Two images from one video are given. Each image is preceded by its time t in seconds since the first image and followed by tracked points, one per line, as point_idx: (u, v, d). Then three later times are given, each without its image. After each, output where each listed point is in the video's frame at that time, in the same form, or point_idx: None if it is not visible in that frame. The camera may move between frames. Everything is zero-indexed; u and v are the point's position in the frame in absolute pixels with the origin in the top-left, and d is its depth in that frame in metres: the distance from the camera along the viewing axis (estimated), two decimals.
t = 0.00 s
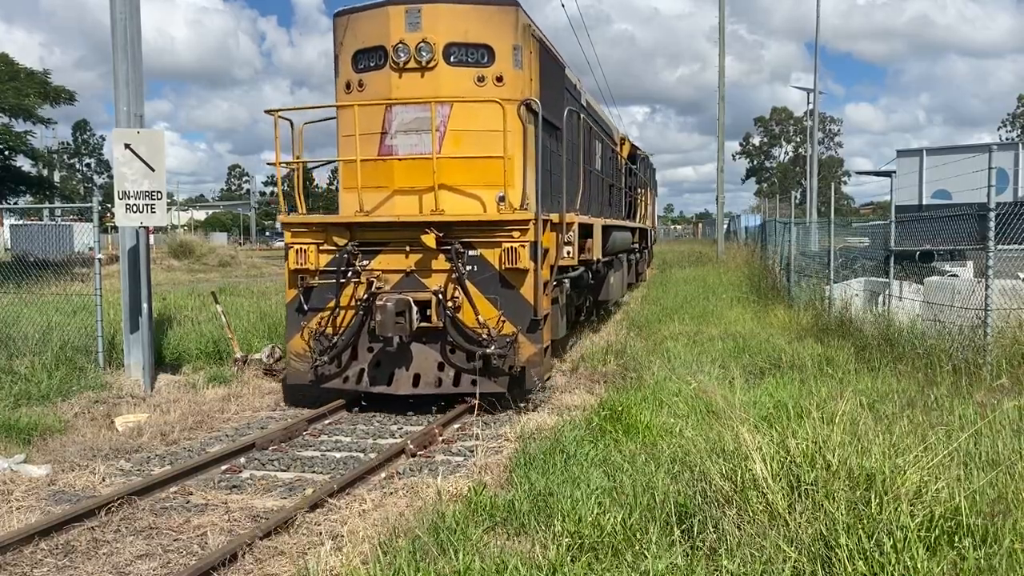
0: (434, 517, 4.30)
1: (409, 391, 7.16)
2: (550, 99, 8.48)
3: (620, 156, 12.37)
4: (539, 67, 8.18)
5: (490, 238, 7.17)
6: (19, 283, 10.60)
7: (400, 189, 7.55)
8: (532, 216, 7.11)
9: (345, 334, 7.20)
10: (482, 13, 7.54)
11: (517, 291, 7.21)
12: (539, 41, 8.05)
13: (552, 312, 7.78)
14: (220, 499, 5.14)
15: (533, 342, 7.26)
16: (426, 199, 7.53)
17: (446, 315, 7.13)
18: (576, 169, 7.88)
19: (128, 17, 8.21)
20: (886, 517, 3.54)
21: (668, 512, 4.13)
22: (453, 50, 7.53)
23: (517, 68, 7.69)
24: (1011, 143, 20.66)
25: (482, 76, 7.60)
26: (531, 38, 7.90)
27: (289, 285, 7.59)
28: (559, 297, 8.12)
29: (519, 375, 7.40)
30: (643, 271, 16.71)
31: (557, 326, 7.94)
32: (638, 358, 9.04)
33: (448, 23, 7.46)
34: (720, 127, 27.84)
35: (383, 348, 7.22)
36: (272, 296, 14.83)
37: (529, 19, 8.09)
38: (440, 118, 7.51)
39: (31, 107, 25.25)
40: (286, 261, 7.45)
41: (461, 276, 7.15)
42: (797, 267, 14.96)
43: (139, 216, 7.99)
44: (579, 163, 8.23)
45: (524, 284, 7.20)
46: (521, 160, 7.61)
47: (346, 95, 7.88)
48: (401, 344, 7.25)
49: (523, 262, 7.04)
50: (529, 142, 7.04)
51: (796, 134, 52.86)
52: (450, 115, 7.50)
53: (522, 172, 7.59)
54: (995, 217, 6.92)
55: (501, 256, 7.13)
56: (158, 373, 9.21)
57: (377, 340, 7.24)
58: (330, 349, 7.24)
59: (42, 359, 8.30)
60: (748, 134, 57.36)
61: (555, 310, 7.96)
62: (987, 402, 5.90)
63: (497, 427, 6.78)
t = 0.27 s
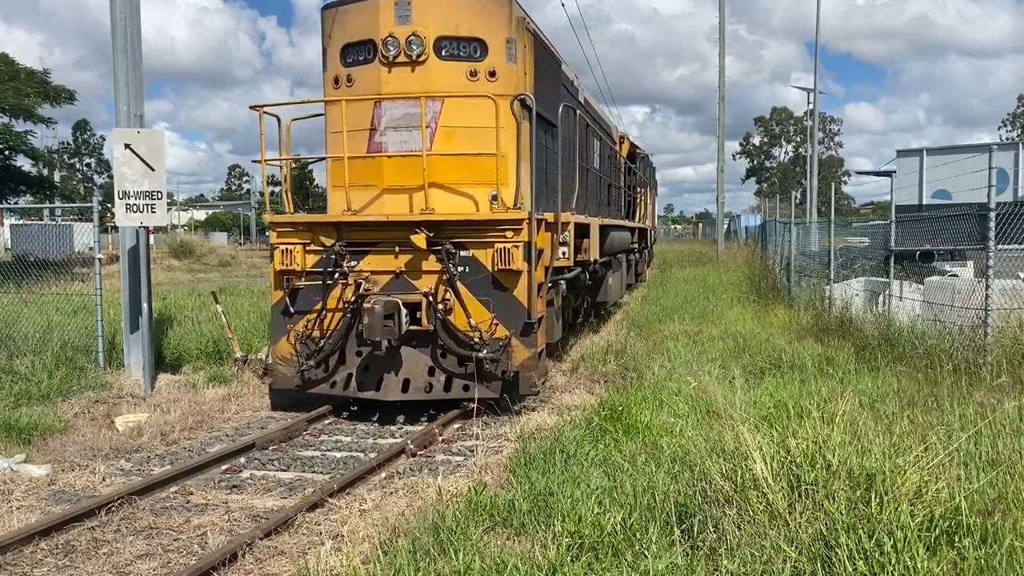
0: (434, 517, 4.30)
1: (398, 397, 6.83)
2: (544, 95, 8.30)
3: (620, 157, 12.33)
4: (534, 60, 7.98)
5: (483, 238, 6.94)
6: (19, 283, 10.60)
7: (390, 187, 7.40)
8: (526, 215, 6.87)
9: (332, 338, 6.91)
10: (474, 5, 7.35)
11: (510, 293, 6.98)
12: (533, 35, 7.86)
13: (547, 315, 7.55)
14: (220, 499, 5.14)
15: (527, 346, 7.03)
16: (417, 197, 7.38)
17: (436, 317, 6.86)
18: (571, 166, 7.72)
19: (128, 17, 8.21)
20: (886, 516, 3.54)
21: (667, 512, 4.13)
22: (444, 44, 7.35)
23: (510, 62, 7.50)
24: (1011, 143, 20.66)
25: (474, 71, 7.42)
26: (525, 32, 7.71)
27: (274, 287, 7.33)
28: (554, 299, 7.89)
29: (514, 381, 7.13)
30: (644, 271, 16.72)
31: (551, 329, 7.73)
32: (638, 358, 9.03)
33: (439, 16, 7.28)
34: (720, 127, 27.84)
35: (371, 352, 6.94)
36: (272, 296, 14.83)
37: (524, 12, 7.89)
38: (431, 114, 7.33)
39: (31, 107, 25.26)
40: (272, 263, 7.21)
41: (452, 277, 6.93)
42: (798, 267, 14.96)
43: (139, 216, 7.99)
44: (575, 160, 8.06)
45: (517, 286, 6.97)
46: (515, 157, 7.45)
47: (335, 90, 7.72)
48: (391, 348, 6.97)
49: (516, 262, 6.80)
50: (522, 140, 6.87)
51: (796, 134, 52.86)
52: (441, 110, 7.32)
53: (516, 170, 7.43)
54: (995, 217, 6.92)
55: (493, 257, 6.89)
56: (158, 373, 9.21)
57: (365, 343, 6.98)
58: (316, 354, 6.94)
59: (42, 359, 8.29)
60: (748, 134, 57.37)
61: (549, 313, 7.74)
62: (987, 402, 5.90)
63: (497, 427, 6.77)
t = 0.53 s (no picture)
0: (434, 517, 4.30)
1: (386, 404, 6.68)
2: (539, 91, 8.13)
3: (620, 160, 12.36)
4: (528, 54, 7.77)
5: (475, 238, 6.62)
6: (19, 283, 10.60)
7: (379, 185, 7.16)
8: (520, 214, 6.53)
9: (318, 342, 6.68)
10: None
11: (503, 295, 6.67)
12: (527, 28, 7.63)
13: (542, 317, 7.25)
14: (220, 499, 5.14)
15: (520, 351, 6.72)
16: (407, 196, 7.14)
17: (426, 320, 6.61)
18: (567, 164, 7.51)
19: (128, 17, 8.21)
20: (886, 516, 3.54)
21: (667, 512, 4.13)
22: (435, 37, 7.10)
23: (503, 56, 7.28)
24: (1011, 143, 20.65)
25: (465, 65, 7.18)
26: (519, 25, 7.49)
27: (257, 287, 7.04)
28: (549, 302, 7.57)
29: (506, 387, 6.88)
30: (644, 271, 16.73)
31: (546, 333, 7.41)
32: (638, 358, 9.02)
33: (430, 8, 7.04)
34: (720, 127, 27.84)
35: (359, 356, 6.75)
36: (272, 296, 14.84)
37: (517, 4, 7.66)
38: (421, 109, 7.11)
39: (31, 107, 25.26)
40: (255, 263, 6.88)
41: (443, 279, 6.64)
42: (798, 267, 14.97)
43: (139, 215, 7.99)
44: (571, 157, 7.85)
45: (511, 288, 6.65)
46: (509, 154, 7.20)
47: (322, 84, 7.49)
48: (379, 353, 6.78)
49: (509, 264, 6.49)
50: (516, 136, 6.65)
51: (796, 134, 52.85)
52: (432, 106, 7.08)
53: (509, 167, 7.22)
54: (995, 217, 6.92)
55: (486, 258, 6.58)
56: (159, 373, 9.21)
57: (353, 347, 6.76)
58: (302, 358, 6.72)
59: (42, 359, 8.29)
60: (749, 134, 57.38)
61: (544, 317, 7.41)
62: (987, 402, 5.90)
63: (497, 426, 6.76)
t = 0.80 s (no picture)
0: (434, 517, 4.30)
1: (372, 412, 6.39)
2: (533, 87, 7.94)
3: (620, 165, 12.48)
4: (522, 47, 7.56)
5: (465, 239, 6.47)
6: (19, 283, 10.61)
7: (366, 183, 6.97)
8: (511, 214, 6.39)
9: (302, 346, 6.46)
10: None
11: (495, 298, 6.52)
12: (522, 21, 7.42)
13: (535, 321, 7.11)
14: (220, 499, 5.14)
15: (512, 356, 6.57)
16: (395, 194, 6.95)
17: (414, 324, 6.41)
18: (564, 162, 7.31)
19: (128, 17, 8.20)
20: (886, 517, 3.55)
21: (667, 512, 4.13)
22: (425, 30, 6.92)
23: (496, 50, 7.08)
24: (1011, 143, 20.68)
25: (456, 59, 6.99)
26: (513, 18, 7.28)
27: (240, 290, 6.85)
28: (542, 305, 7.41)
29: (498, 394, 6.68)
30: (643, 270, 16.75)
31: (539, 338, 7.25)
32: (638, 358, 9.03)
33: None
34: (720, 127, 27.85)
35: (345, 362, 6.51)
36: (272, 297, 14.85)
37: None
38: (411, 105, 6.91)
39: (31, 107, 25.25)
40: (239, 265, 6.75)
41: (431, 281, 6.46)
42: (797, 267, 14.98)
43: (139, 216, 7.99)
44: (566, 156, 7.64)
45: (502, 291, 6.50)
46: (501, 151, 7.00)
47: (308, 79, 7.31)
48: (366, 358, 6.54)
49: (502, 265, 6.36)
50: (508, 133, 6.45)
51: (796, 134, 52.87)
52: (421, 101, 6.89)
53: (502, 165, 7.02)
54: (995, 217, 6.92)
55: (477, 259, 6.43)
56: (158, 373, 9.21)
57: (338, 351, 6.52)
58: (286, 363, 6.52)
59: (42, 359, 8.29)
60: (749, 134, 57.39)
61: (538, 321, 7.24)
62: (987, 402, 5.91)
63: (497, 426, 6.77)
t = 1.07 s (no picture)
0: (434, 517, 4.30)
1: (357, 420, 6.15)
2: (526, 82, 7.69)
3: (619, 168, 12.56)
4: (514, 41, 7.31)
5: (455, 239, 6.19)
6: (19, 283, 10.62)
7: (352, 181, 6.70)
8: (503, 213, 6.09)
9: (284, 351, 6.22)
10: None
11: (486, 301, 6.24)
12: (514, 14, 7.17)
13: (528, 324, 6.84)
14: (220, 499, 5.14)
15: (504, 361, 6.30)
16: (382, 192, 6.68)
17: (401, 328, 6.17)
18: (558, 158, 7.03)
19: (128, 17, 8.20)
20: (886, 517, 3.55)
21: (667, 512, 4.13)
22: (413, 22, 6.67)
23: (487, 43, 6.83)
24: (1011, 143, 20.68)
25: (446, 52, 6.73)
26: (505, 10, 7.03)
27: (220, 292, 6.60)
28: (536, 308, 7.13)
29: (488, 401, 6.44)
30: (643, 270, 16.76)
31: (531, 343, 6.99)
32: (638, 358, 9.03)
33: None
34: (720, 127, 27.86)
35: (329, 367, 6.26)
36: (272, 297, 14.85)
37: None
38: (398, 99, 6.62)
39: (31, 107, 25.24)
40: (218, 266, 6.46)
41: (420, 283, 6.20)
42: (797, 267, 14.99)
43: (139, 216, 7.99)
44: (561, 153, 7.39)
45: (493, 294, 6.22)
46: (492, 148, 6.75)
47: (292, 73, 7.04)
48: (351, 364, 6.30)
49: (492, 267, 6.07)
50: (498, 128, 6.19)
51: (796, 134, 52.87)
52: (409, 96, 6.63)
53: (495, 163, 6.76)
54: (995, 217, 6.92)
55: (466, 261, 6.15)
56: (158, 373, 9.22)
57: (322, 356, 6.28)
58: (268, 369, 6.28)
59: (42, 359, 8.29)
60: (749, 134, 57.40)
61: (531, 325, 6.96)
62: (988, 402, 5.91)
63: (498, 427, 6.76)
